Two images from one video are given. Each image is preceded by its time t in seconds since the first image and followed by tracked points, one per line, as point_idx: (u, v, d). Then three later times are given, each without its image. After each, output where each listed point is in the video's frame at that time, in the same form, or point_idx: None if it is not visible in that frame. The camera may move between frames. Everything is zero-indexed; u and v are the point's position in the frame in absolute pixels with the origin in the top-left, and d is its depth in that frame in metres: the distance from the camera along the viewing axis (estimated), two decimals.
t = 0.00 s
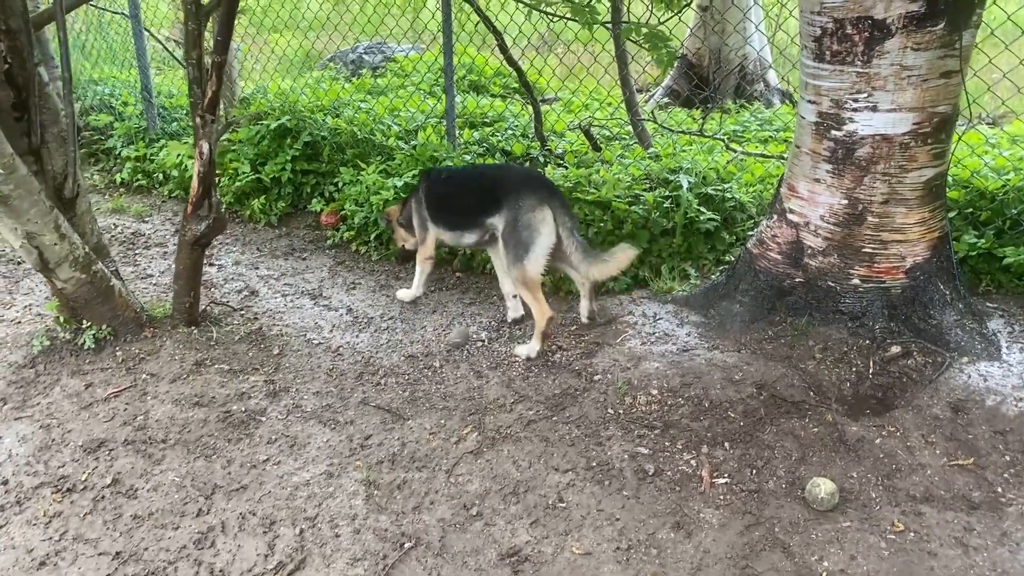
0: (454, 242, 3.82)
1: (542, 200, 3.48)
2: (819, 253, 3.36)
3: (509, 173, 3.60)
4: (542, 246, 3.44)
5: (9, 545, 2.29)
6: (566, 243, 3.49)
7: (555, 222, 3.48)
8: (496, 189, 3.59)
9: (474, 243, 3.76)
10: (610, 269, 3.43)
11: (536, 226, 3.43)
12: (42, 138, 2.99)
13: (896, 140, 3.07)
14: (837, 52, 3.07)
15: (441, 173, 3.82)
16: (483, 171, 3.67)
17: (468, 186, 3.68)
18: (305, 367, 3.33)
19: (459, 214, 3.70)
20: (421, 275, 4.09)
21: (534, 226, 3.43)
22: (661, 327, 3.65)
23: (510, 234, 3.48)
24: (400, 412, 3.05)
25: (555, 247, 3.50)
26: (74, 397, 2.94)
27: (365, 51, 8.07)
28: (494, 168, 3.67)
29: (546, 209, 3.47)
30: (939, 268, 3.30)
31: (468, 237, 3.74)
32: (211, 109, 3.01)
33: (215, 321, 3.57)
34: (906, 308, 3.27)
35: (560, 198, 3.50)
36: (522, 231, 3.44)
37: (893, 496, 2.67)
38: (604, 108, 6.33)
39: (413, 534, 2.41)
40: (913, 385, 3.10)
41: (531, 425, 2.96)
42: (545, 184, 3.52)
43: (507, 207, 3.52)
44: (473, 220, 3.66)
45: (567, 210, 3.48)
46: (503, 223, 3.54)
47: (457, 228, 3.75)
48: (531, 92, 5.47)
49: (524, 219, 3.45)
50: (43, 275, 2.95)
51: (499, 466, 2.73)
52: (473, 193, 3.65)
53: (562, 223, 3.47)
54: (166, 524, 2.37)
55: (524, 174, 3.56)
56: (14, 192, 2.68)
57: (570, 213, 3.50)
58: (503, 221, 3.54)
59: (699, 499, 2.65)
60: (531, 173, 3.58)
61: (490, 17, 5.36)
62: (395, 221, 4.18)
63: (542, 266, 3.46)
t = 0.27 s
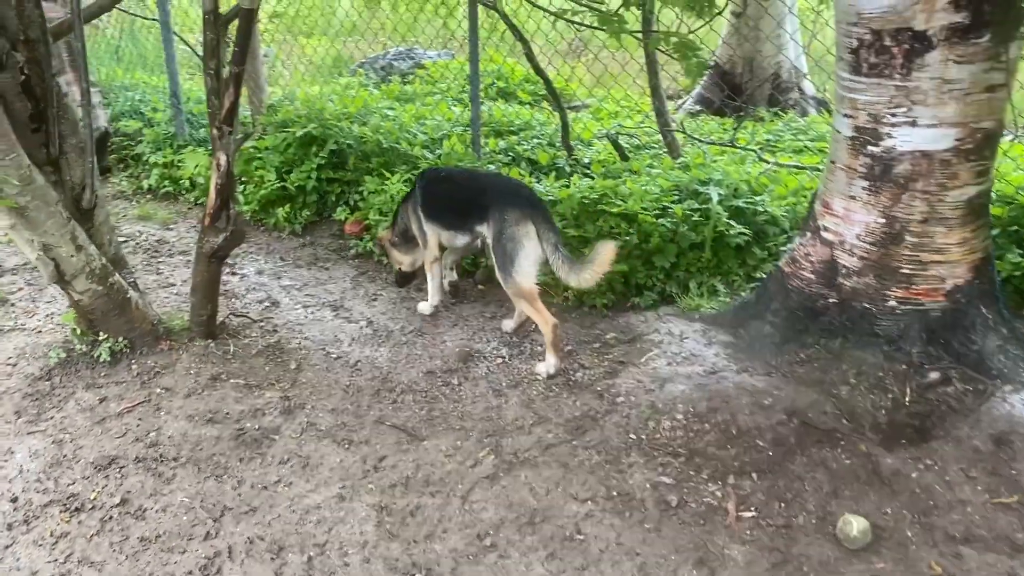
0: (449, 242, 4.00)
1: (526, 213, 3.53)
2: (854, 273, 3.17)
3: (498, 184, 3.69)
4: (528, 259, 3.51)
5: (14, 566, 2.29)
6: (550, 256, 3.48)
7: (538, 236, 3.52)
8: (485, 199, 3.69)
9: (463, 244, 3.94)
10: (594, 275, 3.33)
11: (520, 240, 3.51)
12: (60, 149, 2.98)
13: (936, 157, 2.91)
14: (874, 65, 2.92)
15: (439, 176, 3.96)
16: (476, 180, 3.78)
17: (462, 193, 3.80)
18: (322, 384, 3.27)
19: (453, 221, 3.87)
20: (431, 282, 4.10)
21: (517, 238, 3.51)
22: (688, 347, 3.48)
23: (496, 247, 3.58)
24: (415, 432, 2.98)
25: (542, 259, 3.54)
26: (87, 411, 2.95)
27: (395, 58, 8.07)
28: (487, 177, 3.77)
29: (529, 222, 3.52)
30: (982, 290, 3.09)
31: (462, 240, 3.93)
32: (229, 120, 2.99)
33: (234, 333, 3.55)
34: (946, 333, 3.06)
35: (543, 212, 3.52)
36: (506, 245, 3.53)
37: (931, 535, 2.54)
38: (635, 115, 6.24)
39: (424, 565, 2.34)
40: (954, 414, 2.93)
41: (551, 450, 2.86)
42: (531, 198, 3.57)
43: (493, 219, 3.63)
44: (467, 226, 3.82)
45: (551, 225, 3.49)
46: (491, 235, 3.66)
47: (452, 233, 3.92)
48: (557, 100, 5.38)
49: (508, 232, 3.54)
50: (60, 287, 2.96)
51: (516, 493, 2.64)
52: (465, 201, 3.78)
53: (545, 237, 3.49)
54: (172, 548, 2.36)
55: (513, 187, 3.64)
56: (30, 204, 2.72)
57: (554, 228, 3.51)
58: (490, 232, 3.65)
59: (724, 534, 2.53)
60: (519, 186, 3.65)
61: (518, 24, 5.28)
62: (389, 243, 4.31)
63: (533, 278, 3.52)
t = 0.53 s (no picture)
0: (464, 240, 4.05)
1: (526, 211, 3.69)
2: (894, 289, 3.04)
3: (507, 182, 3.86)
4: (521, 252, 3.66)
5: None
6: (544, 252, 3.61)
7: (535, 233, 3.66)
8: (492, 196, 3.87)
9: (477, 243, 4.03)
10: (582, 270, 3.42)
11: (517, 236, 3.68)
12: (86, 154, 2.99)
13: (982, 169, 2.77)
14: (918, 74, 2.80)
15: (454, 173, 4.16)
16: (487, 177, 3.96)
17: (471, 189, 3.97)
18: (344, 393, 3.23)
19: (459, 216, 4.00)
20: (448, 287, 4.08)
21: (514, 234, 3.68)
22: (719, 364, 3.39)
23: (495, 242, 3.75)
24: (438, 446, 2.92)
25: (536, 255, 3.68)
26: (109, 418, 2.95)
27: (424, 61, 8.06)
28: (498, 175, 3.94)
29: (527, 220, 3.68)
30: None
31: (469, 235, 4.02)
32: (254, 126, 2.96)
33: (257, 340, 3.54)
34: (989, 351, 2.95)
35: (544, 210, 3.66)
36: (504, 239, 3.71)
37: (975, 568, 2.41)
38: (667, 121, 6.17)
39: None
40: (997, 438, 2.81)
41: (576, 468, 2.78)
42: (535, 197, 3.74)
43: (497, 215, 3.81)
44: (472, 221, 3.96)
45: (548, 223, 3.62)
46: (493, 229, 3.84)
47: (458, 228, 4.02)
48: (586, 105, 5.30)
49: (506, 228, 3.71)
50: (83, 292, 2.96)
51: (539, 513, 2.56)
52: (473, 196, 3.95)
53: (540, 234, 3.62)
54: (189, 563, 2.34)
55: (519, 185, 3.81)
56: (54, 210, 2.73)
57: (551, 226, 3.63)
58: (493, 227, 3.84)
59: (755, 561, 2.43)
60: (526, 186, 3.82)
61: (547, 29, 5.21)
62: (397, 258, 4.30)
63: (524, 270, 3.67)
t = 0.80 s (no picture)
0: (485, 235, 4.06)
1: (537, 209, 3.74)
2: (935, 298, 2.90)
3: (521, 175, 3.89)
4: (524, 251, 3.77)
5: None
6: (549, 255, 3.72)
7: (543, 233, 3.74)
8: (504, 187, 3.90)
9: (495, 240, 4.03)
10: (583, 290, 3.56)
11: (524, 232, 3.75)
12: (114, 155, 2.97)
13: None
14: (965, 76, 2.69)
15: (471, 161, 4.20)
16: (501, 167, 3.99)
17: (484, 179, 4.03)
18: (370, 398, 3.19)
19: (471, 204, 4.04)
20: (472, 284, 4.12)
21: (522, 230, 3.76)
22: (753, 372, 3.31)
23: (501, 234, 3.82)
24: (465, 453, 2.86)
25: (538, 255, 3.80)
26: (134, 422, 2.94)
27: (448, 62, 8.03)
28: (513, 165, 3.97)
29: (537, 218, 3.74)
30: None
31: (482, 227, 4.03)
32: (281, 128, 2.94)
33: (283, 342, 3.52)
34: None
35: (556, 210, 3.71)
36: (511, 233, 3.78)
37: None
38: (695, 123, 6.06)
39: None
40: None
41: (606, 478, 2.72)
42: (547, 193, 3.76)
43: (507, 207, 3.85)
44: (481, 210, 4.00)
45: (557, 225, 3.69)
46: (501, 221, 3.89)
47: (470, 217, 4.06)
48: (614, 107, 5.22)
49: (515, 223, 3.77)
50: (110, 294, 2.95)
51: (569, 525, 2.49)
52: (486, 185, 4.00)
53: (548, 235, 3.71)
54: (215, 570, 2.31)
55: (533, 179, 3.83)
56: (82, 211, 2.72)
57: (560, 228, 3.71)
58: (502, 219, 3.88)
59: None
60: (539, 180, 3.84)
61: (576, 30, 5.14)
62: (416, 260, 4.26)
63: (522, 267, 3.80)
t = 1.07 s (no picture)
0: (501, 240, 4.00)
1: (553, 216, 3.69)
2: (976, 309, 2.79)
3: (538, 181, 3.84)
4: (542, 259, 3.71)
5: None
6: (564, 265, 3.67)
7: (559, 240, 3.69)
8: (520, 193, 3.85)
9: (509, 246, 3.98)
10: (594, 307, 3.50)
11: (541, 239, 3.70)
12: (134, 159, 2.92)
13: None
14: (1012, 81, 2.58)
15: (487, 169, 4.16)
16: (517, 173, 3.95)
17: (500, 185, 3.98)
18: (393, 408, 3.13)
19: (487, 211, 3.99)
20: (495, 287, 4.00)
21: (538, 237, 3.70)
22: (786, 385, 3.22)
23: (518, 241, 3.76)
24: (491, 467, 2.78)
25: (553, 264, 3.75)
26: (153, 432, 2.88)
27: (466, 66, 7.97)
28: (529, 172, 3.92)
29: (554, 225, 3.69)
30: None
31: (498, 233, 3.97)
32: (305, 133, 2.88)
33: (303, 350, 3.46)
34: None
35: (573, 217, 3.65)
36: (527, 240, 3.72)
37: None
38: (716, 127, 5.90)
39: None
40: None
41: (638, 495, 2.63)
42: (564, 200, 3.71)
43: (523, 214, 3.80)
44: (497, 217, 3.95)
45: (573, 232, 3.63)
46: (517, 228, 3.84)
47: (485, 224, 4.01)
48: (637, 111, 5.14)
49: (531, 230, 3.72)
50: (130, 301, 2.90)
51: (601, 544, 2.41)
52: (502, 192, 3.95)
53: (564, 243, 3.66)
54: None
55: (549, 186, 3.79)
56: (101, 217, 2.68)
57: (576, 236, 3.65)
58: (517, 225, 3.83)
59: None
60: (556, 187, 3.79)
61: (599, 33, 5.06)
62: (433, 261, 4.20)
63: (538, 276, 3.74)
